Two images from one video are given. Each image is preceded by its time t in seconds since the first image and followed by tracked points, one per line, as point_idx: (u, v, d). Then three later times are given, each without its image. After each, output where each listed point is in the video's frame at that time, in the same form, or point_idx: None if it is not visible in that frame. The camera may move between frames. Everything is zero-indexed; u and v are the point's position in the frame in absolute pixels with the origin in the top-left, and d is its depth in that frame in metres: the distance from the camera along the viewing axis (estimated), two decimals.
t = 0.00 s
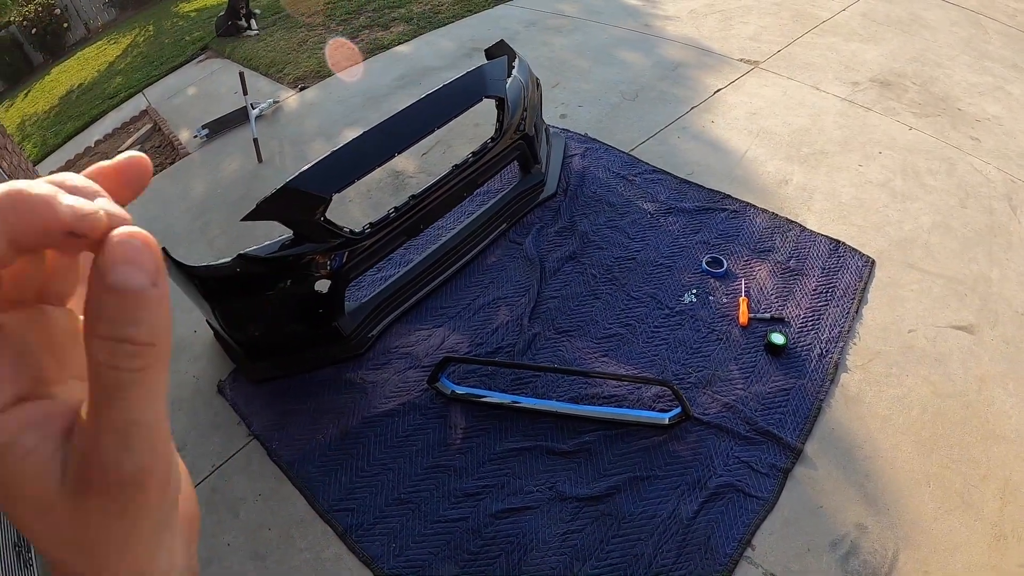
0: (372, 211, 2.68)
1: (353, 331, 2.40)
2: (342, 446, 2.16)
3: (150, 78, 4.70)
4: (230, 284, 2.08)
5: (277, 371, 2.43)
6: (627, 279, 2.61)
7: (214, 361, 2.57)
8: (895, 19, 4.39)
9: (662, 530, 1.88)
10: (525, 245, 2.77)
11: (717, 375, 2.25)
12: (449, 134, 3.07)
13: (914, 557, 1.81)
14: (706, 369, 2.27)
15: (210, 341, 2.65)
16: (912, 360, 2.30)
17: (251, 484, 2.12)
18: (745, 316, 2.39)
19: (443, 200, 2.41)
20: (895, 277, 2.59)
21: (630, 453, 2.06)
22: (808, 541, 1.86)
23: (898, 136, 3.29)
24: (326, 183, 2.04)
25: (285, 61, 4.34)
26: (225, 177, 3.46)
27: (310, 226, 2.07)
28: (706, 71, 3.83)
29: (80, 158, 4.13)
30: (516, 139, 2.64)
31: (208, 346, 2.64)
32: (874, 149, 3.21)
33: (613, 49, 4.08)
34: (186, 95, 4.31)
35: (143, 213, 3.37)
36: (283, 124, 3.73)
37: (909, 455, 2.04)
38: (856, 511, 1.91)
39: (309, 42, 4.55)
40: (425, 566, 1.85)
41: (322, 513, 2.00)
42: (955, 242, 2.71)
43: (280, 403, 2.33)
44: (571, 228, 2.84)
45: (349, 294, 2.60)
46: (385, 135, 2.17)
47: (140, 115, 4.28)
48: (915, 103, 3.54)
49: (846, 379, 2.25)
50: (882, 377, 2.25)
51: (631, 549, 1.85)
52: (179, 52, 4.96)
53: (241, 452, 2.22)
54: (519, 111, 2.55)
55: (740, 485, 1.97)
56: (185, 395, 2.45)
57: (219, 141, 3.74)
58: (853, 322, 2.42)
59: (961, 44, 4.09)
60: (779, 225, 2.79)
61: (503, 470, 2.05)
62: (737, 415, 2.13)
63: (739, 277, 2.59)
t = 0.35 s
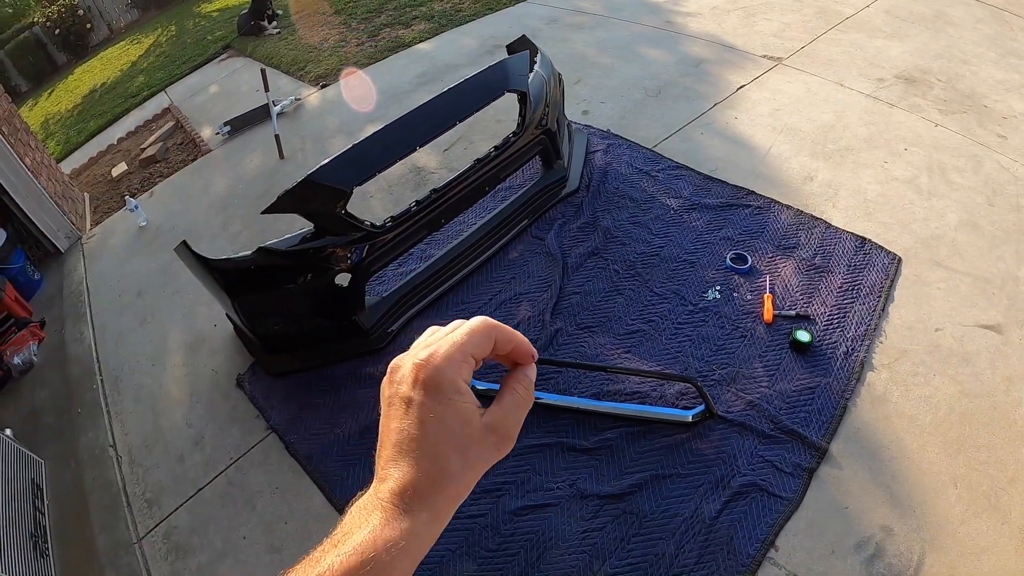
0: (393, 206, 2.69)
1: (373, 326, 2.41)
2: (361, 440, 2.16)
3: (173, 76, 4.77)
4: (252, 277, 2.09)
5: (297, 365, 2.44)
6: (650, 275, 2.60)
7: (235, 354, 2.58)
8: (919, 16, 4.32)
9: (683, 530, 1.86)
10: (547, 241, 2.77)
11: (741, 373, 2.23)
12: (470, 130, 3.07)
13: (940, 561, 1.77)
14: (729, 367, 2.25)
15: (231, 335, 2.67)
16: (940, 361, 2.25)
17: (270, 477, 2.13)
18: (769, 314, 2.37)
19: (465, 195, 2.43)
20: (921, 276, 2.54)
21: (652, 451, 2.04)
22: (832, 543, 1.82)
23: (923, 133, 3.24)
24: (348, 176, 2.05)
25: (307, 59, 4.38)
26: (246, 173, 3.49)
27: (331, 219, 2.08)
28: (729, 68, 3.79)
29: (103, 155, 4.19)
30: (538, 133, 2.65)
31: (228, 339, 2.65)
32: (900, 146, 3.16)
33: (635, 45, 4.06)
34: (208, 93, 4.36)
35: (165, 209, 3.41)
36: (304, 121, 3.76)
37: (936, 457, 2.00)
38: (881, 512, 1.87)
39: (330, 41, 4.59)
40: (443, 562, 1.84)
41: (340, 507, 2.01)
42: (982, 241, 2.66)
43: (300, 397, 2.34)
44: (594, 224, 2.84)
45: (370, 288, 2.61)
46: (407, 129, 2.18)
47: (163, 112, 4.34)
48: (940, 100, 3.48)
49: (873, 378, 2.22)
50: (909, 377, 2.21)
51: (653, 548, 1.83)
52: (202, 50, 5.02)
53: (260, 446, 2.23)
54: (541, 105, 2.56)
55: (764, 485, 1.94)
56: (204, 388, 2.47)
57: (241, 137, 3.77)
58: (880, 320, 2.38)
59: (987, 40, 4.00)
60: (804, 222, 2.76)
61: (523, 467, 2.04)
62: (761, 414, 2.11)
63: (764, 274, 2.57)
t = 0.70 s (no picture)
0: (419, 205, 2.73)
1: (400, 323, 2.45)
2: (386, 436, 2.20)
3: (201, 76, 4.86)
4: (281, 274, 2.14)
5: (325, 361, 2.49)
6: (674, 275, 2.61)
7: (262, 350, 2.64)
8: (947, 12, 4.25)
9: (705, 531, 1.87)
10: (570, 241, 2.79)
11: (766, 375, 2.22)
12: (495, 130, 3.09)
13: (964, 568, 1.76)
14: (753, 368, 2.25)
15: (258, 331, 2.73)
16: (968, 364, 2.22)
17: (295, 472, 2.18)
18: (794, 315, 2.36)
19: (490, 194, 2.45)
20: (949, 278, 2.51)
21: (674, 452, 2.05)
22: (854, 547, 1.82)
23: (952, 132, 3.19)
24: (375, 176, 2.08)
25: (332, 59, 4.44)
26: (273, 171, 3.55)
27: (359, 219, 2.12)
28: (753, 66, 3.77)
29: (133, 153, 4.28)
30: (563, 133, 2.66)
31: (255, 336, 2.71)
32: (928, 146, 3.12)
33: (659, 43, 4.05)
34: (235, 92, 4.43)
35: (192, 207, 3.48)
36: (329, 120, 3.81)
37: (961, 463, 1.98)
38: (905, 518, 1.86)
39: (355, 40, 4.64)
40: (464, 559, 1.87)
41: (364, 502, 2.05)
42: (1012, 242, 2.61)
43: (325, 393, 2.38)
44: (618, 223, 2.85)
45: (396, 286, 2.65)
46: (433, 129, 2.21)
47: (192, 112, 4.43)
48: (969, 98, 3.42)
49: (899, 381, 2.20)
50: (936, 381, 2.19)
51: (674, 549, 1.84)
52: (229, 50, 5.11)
53: (286, 441, 2.28)
54: (566, 105, 2.57)
55: (786, 488, 1.94)
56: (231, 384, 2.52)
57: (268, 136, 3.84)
58: (906, 323, 2.36)
59: (1017, 36, 3.92)
60: (830, 223, 2.74)
61: (545, 465, 2.06)
62: (785, 416, 2.10)
63: (789, 275, 2.55)
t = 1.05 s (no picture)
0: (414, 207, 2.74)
1: (394, 324, 2.45)
2: (380, 436, 2.20)
3: (195, 78, 4.86)
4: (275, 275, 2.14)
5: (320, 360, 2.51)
6: (668, 275, 2.62)
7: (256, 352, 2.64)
8: (936, 15, 4.29)
9: (698, 528, 1.88)
10: (564, 242, 2.80)
11: (758, 374, 2.24)
12: (489, 132, 3.11)
13: (955, 564, 1.77)
14: (746, 367, 2.27)
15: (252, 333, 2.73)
16: (958, 363, 2.25)
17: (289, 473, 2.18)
18: (786, 315, 2.38)
19: (484, 195, 2.47)
20: (940, 278, 2.53)
21: (667, 450, 2.06)
22: (846, 543, 1.83)
23: (942, 133, 3.22)
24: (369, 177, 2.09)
25: (327, 61, 4.45)
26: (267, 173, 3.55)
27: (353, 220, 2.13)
28: (746, 68, 3.80)
29: (127, 155, 4.28)
30: (557, 135, 2.68)
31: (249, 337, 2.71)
32: (919, 147, 3.15)
33: (653, 46, 4.08)
34: (230, 94, 4.44)
35: (186, 209, 3.48)
36: (324, 122, 3.82)
37: (952, 461, 1.99)
38: (896, 515, 1.88)
39: (350, 43, 4.65)
40: (458, 558, 1.88)
41: (359, 502, 2.05)
42: (1002, 242, 2.64)
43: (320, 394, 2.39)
44: (612, 224, 2.87)
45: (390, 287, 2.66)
46: (428, 130, 2.22)
47: (186, 114, 4.43)
48: (959, 100, 3.45)
49: (889, 380, 2.22)
50: (926, 379, 2.21)
51: (667, 546, 1.86)
52: (223, 53, 5.12)
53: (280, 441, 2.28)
54: (560, 106, 2.59)
55: (779, 485, 1.95)
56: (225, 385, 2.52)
57: (262, 138, 3.84)
58: (897, 322, 2.38)
59: (1007, 39, 3.96)
60: (822, 223, 2.76)
61: (539, 464, 2.07)
62: (777, 414, 2.12)
63: (782, 275, 2.57)
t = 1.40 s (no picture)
0: (410, 207, 2.75)
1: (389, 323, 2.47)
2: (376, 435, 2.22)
3: (193, 79, 4.88)
4: (271, 274, 2.15)
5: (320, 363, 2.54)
6: (662, 275, 2.63)
7: (253, 351, 2.65)
8: (933, 16, 4.30)
9: (692, 526, 1.89)
10: (560, 241, 2.81)
11: (752, 372, 2.25)
12: (485, 132, 3.13)
13: (950, 562, 1.78)
14: (740, 366, 2.27)
15: (249, 332, 2.74)
16: (953, 362, 2.25)
17: (286, 471, 2.19)
18: (781, 314, 2.39)
19: (479, 195, 2.48)
20: (935, 277, 2.54)
21: (662, 448, 2.07)
22: (840, 541, 1.84)
23: (938, 134, 3.23)
24: (365, 176, 2.10)
25: (325, 62, 4.46)
26: (265, 174, 3.56)
27: (350, 219, 2.14)
28: (743, 69, 3.81)
29: (125, 156, 4.29)
30: (553, 135, 2.70)
31: (246, 336, 2.72)
32: (914, 148, 3.16)
33: (650, 47, 4.09)
34: (228, 95, 4.46)
35: (184, 209, 3.49)
36: (322, 123, 3.84)
37: (947, 459, 2.00)
38: (890, 513, 1.89)
39: (348, 44, 4.67)
40: (452, 556, 1.89)
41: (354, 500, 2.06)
42: (997, 242, 2.65)
43: (316, 393, 2.40)
44: (607, 224, 2.88)
45: (386, 287, 2.68)
46: (424, 130, 2.23)
47: (184, 115, 4.44)
48: (955, 101, 3.46)
49: (883, 378, 2.23)
50: (921, 378, 2.22)
51: (661, 544, 1.86)
52: (221, 54, 5.14)
53: (276, 440, 2.29)
54: (555, 106, 2.61)
55: (773, 483, 1.96)
56: (222, 385, 2.53)
57: (260, 139, 3.86)
58: (892, 321, 2.40)
59: (1004, 40, 3.97)
60: (817, 223, 2.78)
61: (533, 463, 2.08)
62: (771, 412, 2.13)
63: (776, 274, 2.59)
